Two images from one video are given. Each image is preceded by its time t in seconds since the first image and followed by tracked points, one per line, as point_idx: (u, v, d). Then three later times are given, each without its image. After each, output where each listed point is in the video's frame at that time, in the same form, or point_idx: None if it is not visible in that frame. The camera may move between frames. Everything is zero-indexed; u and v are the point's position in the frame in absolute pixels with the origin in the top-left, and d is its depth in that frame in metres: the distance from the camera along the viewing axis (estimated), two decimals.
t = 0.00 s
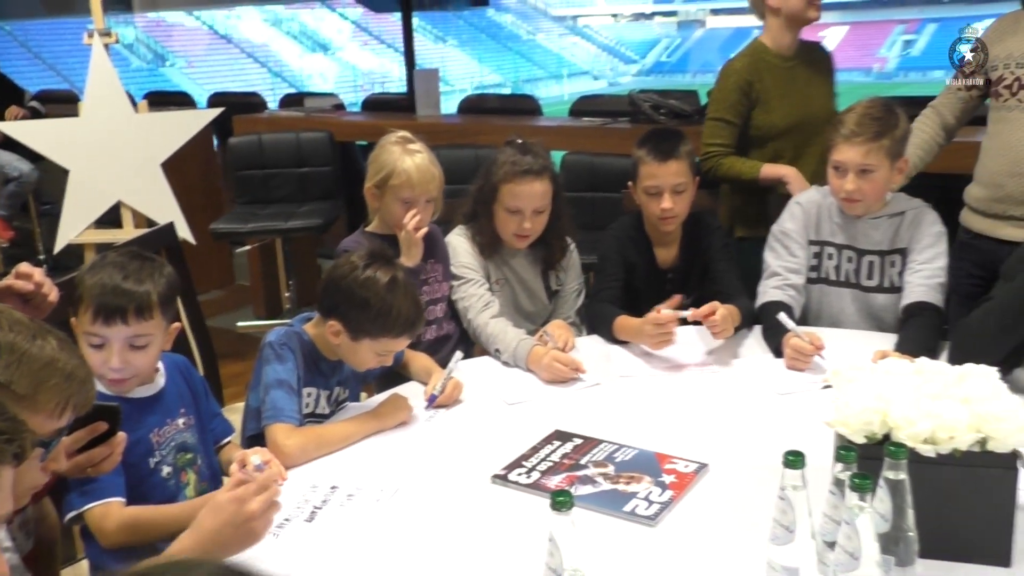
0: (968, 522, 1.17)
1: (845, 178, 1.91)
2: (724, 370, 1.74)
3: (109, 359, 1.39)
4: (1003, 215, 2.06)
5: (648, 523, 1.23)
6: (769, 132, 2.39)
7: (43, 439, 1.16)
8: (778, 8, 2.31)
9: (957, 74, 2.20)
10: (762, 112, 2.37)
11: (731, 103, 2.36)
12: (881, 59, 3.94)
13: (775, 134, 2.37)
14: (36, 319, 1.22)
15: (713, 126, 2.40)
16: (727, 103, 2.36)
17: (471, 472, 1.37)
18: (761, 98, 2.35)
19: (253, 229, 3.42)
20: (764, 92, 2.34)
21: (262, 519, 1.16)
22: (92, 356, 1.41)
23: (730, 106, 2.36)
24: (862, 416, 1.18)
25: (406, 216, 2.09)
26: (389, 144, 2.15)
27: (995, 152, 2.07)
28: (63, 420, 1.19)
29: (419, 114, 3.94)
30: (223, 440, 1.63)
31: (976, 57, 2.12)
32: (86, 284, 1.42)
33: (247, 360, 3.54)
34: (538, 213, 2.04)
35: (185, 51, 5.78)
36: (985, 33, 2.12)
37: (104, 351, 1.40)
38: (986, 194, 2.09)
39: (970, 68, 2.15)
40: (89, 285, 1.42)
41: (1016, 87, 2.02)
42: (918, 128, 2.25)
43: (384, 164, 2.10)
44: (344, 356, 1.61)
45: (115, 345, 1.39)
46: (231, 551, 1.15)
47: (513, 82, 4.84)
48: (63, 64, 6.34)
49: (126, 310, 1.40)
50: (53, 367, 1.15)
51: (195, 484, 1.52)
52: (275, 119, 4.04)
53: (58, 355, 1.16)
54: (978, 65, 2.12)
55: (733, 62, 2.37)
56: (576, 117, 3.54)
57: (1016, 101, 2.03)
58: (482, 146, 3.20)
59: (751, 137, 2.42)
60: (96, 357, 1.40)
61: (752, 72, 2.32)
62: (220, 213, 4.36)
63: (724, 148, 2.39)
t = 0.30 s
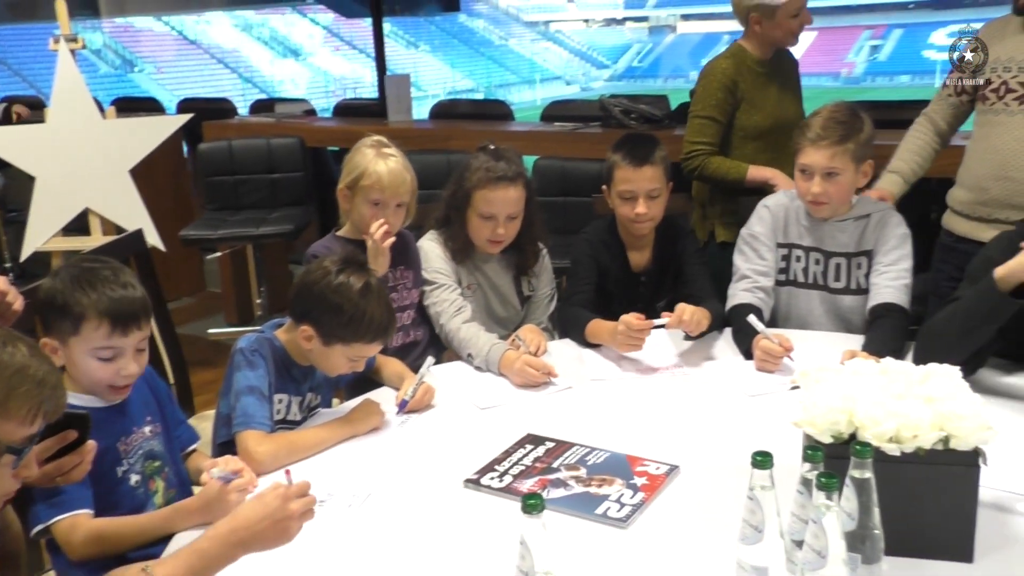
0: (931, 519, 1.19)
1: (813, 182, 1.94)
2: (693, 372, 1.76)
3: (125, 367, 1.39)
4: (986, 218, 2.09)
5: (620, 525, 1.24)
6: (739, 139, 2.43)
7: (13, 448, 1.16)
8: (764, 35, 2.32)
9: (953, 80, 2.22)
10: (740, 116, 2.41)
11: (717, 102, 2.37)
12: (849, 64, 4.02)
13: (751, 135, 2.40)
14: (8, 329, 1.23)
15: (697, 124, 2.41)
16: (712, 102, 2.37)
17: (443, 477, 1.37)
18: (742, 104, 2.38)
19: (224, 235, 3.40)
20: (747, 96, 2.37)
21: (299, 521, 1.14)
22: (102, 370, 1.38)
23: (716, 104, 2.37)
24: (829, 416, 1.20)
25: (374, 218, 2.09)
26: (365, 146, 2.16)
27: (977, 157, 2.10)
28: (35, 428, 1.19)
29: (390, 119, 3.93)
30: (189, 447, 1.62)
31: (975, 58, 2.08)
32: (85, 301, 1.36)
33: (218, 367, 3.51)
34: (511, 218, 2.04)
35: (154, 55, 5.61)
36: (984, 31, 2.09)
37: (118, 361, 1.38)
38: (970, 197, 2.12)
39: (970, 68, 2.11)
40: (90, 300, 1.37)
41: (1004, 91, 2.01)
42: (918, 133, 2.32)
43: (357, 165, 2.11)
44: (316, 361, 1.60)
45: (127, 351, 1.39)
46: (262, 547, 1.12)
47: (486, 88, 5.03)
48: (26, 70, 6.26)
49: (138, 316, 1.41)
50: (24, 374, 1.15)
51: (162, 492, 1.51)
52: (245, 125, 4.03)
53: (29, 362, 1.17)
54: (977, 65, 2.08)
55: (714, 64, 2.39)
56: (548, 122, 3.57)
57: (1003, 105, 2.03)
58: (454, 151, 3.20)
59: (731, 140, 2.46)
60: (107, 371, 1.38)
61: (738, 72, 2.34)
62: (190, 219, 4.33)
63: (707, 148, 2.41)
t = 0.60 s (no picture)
0: (901, 518, 1.21)
1: (786, 185, 1.96)
2: (669, 374, 1.78)
3: (119, 370, 1.39)
4: (970, 221, 2.13)
5: (596, 528, 1.25)
6: (743, 140, 2.47)
7: None
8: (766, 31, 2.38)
9: (932, 91, 2.23)
10: (745, 118, 2.45)
11: (723, 99, 2.40)
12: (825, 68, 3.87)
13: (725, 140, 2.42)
14: None
15: (699, 117, 2.44)
16: (718, 98, 2.40)
17: (420, 482, 1.37)
18: (746, 104, 2.43)
19: (200, 242, 3.39)
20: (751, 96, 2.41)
21: (294, 548, 1.11)
22: (96, 376, 1.37)
23: (720, 101, 2.40)
24: (801, 417, 1.21)
25: (347, 223, 2.09)
26: (343, 152, 2.16)
27: (957, 162, 2.15)
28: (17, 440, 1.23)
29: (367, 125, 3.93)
30: (164, 456, 1.61)
31: (975, 58, 2.08)
32: (78, 307, 1.35)
33: (194, 375, 3.49)
34: (488, 224, 2.05)
35: (129, 61, 5.62)
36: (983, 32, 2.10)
37: (112, 366, 1.38)
38: (954, 201, 2.15)
39: (969, 68, 2.09)
40: (84, 306, 1.36)
41: (982, 96, 2.09)
42: (916, 155, 2.27)
43: (333, 170, 2.11)
44: (293, 367, 1.60)
45: (120, 355, 1.40)
46: (258, 571, 1.10)
47: (463, 92, 5.14)
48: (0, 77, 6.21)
49: (129, 319, 1.42)
50: (8, 388, 1.19)
51: (139, 502, 1.51)
52: (221, 131, 4.01)
53: (13, 376, 1.21)
54: (977, 66, 2.08)
55: (727, 61, 2.44)
56: (525, 127, 3.58)
57: (983, 109, 2.09)
58: (431, 157, 3.21)
59: (733, 141, 2.49)
60: (101, 376, 1.38)
61: (746, 72, 2.39)
62: (166, 226, 4.31)
63: (702, 142, 2.44)
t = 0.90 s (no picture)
0: (866, 515, 1.23)
1: (756, 187, 1.99)
2: (641, 376, 1.79)
3: (100, 377, 1.39)
4: (945, 225, 2.19)
5: (569, 529, 1.25)
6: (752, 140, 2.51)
7: None
8: (771, 33, 2.44)
9: (891, 97, 2.25)
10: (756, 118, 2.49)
11: (732, 98, 2.45)
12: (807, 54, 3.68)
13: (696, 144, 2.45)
14: None
15: (707, 115, 2.49)
16: (726, 97, 2.45)
17: (393, 485, 1.37)
18: (756, 104, 2.47)
19: (172, 247, 3.37)
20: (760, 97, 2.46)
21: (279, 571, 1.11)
22: (77, 384, 1.37)
23: (729, 100, 2.45)
24: (771, 416, 1.22)
25: (311, 231, 2.09)
26: (313, 158, 2.17)
27: (928, 169, 2.19)
28: None
29: (342, 129, 3.93)
30: (136, 464, 1.60)
31: (976, 57, 2.08)
32: (60, 314, 1.34)
33: (167, 381, 3.47)
34: (462, 228, 2.06)
35: (100, 64, 5.51)
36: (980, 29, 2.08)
37: (93, 373, 1.38)
38: (930, 207, 2.20)
39: (969, 69, 2.09)
40: (65, 313, 1.35)
41: (953, 102, 2.11)
42: (878, 161, 2.30)
43: (301, 177, 2.12)
44: (267, 371, 1.60)
45: (100, 362, 1.40)
46: None
47: (440, 97, 5.11)
48: None
49: (110, 325, 1.41)
50: None
51: (112, 512, 1.50)
52: (194, 135, 4.00)
53: None
54: (977, 65, 2.08)
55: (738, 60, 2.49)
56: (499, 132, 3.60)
57: (954, 114, 2.12)
58: (406, 161, 3.21)
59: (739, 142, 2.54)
60: (83, 384, 1.37)
61: (758, 72, 2.44)
62: (138, 231, 4.29)
63: (707, 138, 2.50)
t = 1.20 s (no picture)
0: (831, 511, 1.25)
1: (726, 188, 2.01)
2: (613, 376, 1.80)
3: (79, 388, 1.38)
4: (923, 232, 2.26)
5: (541, 530, 1.26)
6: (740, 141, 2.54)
7: None
8: (762, 35, 2.48)
9: (861, 108, 2.22)
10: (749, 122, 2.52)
11: (718, 100, 2.49)
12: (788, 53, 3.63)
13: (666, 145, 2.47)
14: None
15: (691, 112, 2.53)
16: (713, 98, 2.48)
17: (365, 488, 1.37)
18: (746, 107, 2.49)
19: (142, 251, 3.34)
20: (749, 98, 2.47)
21: None
22: (55, 395, 1.35)
23: (714, 101, 2.48)
24: (740, 415, 1.23)
25: (279, 232, 2.08)
26: (277, 160, 2.15)
27: (901, 179, 2.24)
28: None
29: (313, 133, 3.92)
30: (106, 473, 1.60)
31: (976, 58, 2.12)
32: (41, 323, 1.32)
33: (137, 386, 3.44)
34: (434, 231, 2.06)
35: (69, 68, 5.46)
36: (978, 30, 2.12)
37: (72, 384, 1.37)
38: (913, 215, 2.25)
39: (969, 68, 2.12)
40: (46, 322, 1.33)
41: (934, 111, 2.14)
42: (846, 175, 2.26)
43: (265, 179, 2.10)
44: (238, 375, 1.59)
45: (80, 373, 1.38)
46: None
47: (413, 100, 5.09)
48: None
49: (90, 334, 1.40)
50: None
51: (83, 522, 1.49)
52: (163, 138, 3.97)
53: None
54: (975, 66, 2.12)
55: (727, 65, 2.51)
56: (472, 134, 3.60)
57: (937, 123, 2.15)
58: (378, 164, 3.21)
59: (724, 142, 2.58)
60: (62, 394, 1.35)
61: (748, 76, 2.46)
62: (107, 235, 4.25)
63: (689, 137, 2.54)
